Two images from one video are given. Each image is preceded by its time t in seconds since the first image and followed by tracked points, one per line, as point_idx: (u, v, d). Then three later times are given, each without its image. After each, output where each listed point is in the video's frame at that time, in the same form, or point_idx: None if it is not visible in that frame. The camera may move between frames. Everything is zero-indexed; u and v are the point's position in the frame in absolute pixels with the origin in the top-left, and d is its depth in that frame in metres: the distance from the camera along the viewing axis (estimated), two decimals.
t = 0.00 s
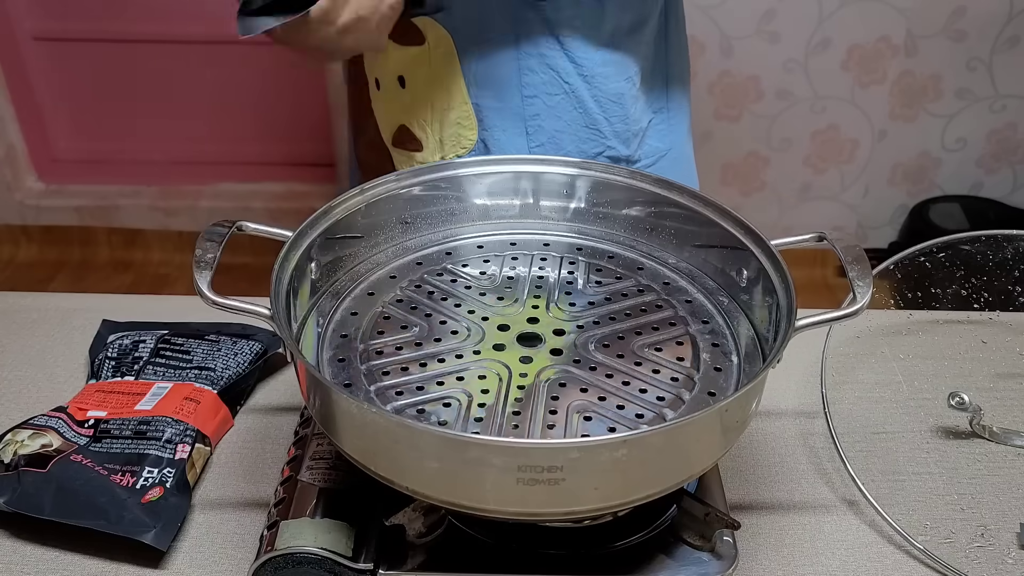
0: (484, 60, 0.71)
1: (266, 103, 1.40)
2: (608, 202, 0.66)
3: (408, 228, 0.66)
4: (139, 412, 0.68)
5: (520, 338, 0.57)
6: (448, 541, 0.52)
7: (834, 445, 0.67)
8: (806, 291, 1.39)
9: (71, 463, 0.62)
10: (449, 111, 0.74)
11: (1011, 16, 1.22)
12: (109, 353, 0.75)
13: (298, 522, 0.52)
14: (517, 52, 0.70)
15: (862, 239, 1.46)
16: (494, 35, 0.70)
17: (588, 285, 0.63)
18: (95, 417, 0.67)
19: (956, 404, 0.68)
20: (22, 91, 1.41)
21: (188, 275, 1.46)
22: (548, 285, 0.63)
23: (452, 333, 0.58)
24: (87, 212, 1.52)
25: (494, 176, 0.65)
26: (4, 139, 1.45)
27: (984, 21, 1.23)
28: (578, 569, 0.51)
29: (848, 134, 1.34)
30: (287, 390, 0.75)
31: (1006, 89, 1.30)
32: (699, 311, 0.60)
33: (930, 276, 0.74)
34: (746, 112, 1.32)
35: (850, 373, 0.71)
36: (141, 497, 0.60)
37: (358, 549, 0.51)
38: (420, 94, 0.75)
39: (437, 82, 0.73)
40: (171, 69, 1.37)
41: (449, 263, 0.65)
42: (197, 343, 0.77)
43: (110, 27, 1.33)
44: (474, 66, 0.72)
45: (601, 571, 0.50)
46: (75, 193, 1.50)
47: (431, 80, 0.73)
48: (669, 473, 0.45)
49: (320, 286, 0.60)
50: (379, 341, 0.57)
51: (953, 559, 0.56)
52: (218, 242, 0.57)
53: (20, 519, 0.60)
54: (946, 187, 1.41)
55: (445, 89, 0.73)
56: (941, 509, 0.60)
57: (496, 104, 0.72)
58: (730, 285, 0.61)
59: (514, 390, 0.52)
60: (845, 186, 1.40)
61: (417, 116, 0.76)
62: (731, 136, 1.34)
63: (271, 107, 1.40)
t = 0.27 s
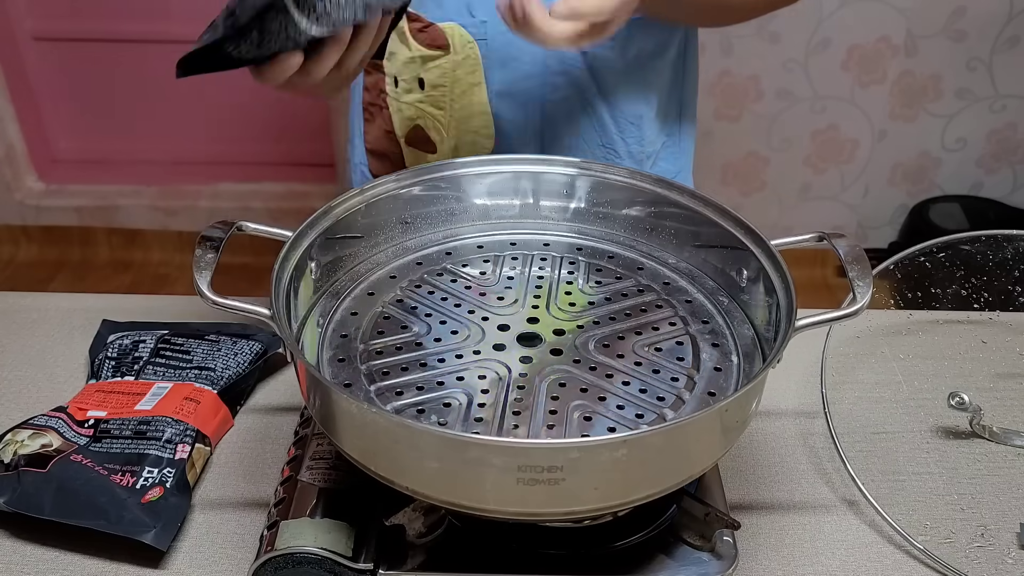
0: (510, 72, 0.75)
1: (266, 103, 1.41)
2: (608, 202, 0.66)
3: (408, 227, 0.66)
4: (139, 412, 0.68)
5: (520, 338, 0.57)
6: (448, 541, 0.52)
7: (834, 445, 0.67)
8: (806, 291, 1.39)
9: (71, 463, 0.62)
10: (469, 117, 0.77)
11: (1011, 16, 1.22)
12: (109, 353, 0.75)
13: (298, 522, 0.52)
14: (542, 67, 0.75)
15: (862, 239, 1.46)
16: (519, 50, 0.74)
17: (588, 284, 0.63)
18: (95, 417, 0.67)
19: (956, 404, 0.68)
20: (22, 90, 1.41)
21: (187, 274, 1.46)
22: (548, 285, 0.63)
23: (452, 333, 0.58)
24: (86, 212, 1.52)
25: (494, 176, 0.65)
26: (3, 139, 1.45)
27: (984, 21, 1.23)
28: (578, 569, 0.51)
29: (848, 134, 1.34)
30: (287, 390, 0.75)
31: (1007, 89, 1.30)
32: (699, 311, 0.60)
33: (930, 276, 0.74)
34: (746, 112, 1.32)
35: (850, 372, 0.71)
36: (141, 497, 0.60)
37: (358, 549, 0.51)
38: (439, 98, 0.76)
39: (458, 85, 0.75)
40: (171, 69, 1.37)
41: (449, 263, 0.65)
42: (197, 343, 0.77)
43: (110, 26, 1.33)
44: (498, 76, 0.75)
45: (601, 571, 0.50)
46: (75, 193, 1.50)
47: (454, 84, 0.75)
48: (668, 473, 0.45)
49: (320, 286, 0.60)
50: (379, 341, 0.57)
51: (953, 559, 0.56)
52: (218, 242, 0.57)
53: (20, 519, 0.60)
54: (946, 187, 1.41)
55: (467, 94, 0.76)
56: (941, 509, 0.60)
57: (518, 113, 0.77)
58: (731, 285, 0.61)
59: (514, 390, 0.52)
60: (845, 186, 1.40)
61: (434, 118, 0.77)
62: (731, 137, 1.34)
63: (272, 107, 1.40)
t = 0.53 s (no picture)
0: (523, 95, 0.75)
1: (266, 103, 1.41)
2: (608, 203, 0.66)
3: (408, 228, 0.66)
4: (139, 412, 0.68)
5: (520, 338, 0.57)
6: (448, 541, 0.52)
7: (834, 445, 0.67)
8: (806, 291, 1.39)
9: (70, 463, 0.62)
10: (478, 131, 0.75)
11: (1011, 16, 1.22)
12: (109, 353, 0.75)
13: (298, 522, 0.52)
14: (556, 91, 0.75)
15: (862, 239, 1.46)
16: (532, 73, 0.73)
17: (587, 284, 0.63)
18: (95, 417, 0.67)
19: (956, 404, 0.67)
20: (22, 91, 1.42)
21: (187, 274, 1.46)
22: (548, 285, 0.63)
23: (452, 333, 0.58)
24: (86, 212, 1.53)
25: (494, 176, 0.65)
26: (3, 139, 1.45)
27: (984, 21, 1.23)
28: (578, 568, 0.51)
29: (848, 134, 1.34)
30: (287, 390, 0.75)
31: (1007, 89, 1.30)
32: (699, 311, 0.60)
33: (930, 276, 0.74)
34: (746, 113, 1.32)
35: (850, 372, 0.71)
36: (141, 497, 0.60)
37: (358, 549, 0.51)
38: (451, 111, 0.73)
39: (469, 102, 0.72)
40: (170, 69, 1.37)
41: (449, 264, 0.65)
42: (197, 343, 0.77)
43: (110, 25, 1.33)
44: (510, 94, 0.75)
45: (601, 571, 0.50)
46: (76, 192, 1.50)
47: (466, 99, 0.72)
48: (668, 473, 0.45)
49: (320, 287, 0.60)
50: (379, 341, 0.57)
51: (953, 559, 0.56)
52: (218, 243, 0.57)
53: (20, 519, 0.60)
54: (946, 187, 1.41)
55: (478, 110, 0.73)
56: (941, 509, 0.60)
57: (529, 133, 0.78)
58: (731, 285, 0.61)
59: (514, 389, 0.52)
60: (845, 186, 1.40)
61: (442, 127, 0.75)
62: (731, 137, 1.34)
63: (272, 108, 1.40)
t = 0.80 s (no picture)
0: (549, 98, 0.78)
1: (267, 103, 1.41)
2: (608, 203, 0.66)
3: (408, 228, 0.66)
4: (139, 412, 0.67)
5: (520, 338, 0.57)
6: (448, 541, 0.52)
7: (834, 445, 0.67)
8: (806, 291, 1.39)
9: (71, 463, 0.62)
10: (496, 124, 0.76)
11: (1011, 16, 1.22)
12: (109, 353, 0.75)
13: (298, 522, 0.52)
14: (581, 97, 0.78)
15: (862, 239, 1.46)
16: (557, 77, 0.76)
17: (587, 284, 0.63)
18: (94, 416, 0.67)
19: (956, 404, 0.67)
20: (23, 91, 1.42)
21: (187, 274, 1.46)
22: (548, 285, 0.63)
23: (452, 333, 0.58)
24: (86, 212, 1.53)
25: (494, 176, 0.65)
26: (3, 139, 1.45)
27: (984, 21, 1.23)
28: (578, 568, 0.51)
29: (848, 134, 1.34)
30: (287, 391, 0.75)
31: (1007, 88, 1.30)
32: (699, 311, 0.60)
33: (930, 276, 0.74)
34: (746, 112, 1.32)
35: (849, 372, 0.71)
36: (141, 497, 0.60)
37: (358, 549, 0.51)
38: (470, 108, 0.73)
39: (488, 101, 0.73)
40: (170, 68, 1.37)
41: (449, 264, 0.65)
42: (197, 343, 0.77)
43: (109, 25, 1.33)
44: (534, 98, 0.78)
45: (601, 571, 0.50)
46: (76, 192, 1.51)
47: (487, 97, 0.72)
48: (669, 473, 0.45)
49: (320, 287, 0.60)
50: (379, 341, 0.57)
51: (954, 559, 0.56)
52: (218, 243, 0.57)
53: (20, 519, 0.60)
54: (946, 187, 1.41)
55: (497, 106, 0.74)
56: (941, 509, 0.60)
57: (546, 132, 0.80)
58: (730, 285, 0.61)
59: (514, 389, 0.52)
60: (846, 186, 1.40)
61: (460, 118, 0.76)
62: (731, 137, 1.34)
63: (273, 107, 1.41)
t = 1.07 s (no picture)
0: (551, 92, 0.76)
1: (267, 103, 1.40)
2: (607, 203, 0.66)
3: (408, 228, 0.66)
4: (139, 412, 0.67)
5: (520, 338, 0.57)
6: (448, 541, 0.52)
7: (834, 445, 0.67)
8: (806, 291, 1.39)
9: (71, 463, 0.62)
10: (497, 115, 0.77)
11: (1011, 16, 1.22)
12: (109, 353, 0.75)
13: (298, 522, 0.52)
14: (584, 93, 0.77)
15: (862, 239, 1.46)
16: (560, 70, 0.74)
17: (587, 285, 0.63)
18: (94, 417, 0.67)
19: (956, 404, 0.67)
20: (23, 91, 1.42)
21: (187, 274, 1.46)
22: (548, 285, 0.63)
23: (452, 333, 0.58)
24: (86, 212, 1.53)
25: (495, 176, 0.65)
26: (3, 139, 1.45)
27: (985, 21, 1.23)
28: (578, 569, 0.51)
29: (848, 134, 1.34)
30: (287, 391, 0.75)
31: (1007, 88, 1.30)
32: (699, 311, 0.60)
33: (930, 276, 0.74)
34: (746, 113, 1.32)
35: (849, 372, 0.71)
36: (141, 497, 0.60)
37: (357, 549, 0.51)
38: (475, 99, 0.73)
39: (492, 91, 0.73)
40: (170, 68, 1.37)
41: (449, 264, 0.65)
42: (197, 343, 0.77)
43: (109, 25, 1.34)
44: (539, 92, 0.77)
45: (601, 571, 0.50)
46: (76, 193, 1.51)
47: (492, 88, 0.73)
48: (668, 474, 0.45)
49: (320, 287, 0.60)
50: (379, 341, 0.57)
51: (954, 560, 0.56)
52: (218, 243, 0.57)
53: (20, 519, 0.60)
54: (946, 186, 1.41)
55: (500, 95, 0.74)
56: (941, 509, 0.60)
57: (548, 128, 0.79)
58: (730, 285, 0.61)
59: (514, 389, 0.52)
60: (846, 186, 1.40)
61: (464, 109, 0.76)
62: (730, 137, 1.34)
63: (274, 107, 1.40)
